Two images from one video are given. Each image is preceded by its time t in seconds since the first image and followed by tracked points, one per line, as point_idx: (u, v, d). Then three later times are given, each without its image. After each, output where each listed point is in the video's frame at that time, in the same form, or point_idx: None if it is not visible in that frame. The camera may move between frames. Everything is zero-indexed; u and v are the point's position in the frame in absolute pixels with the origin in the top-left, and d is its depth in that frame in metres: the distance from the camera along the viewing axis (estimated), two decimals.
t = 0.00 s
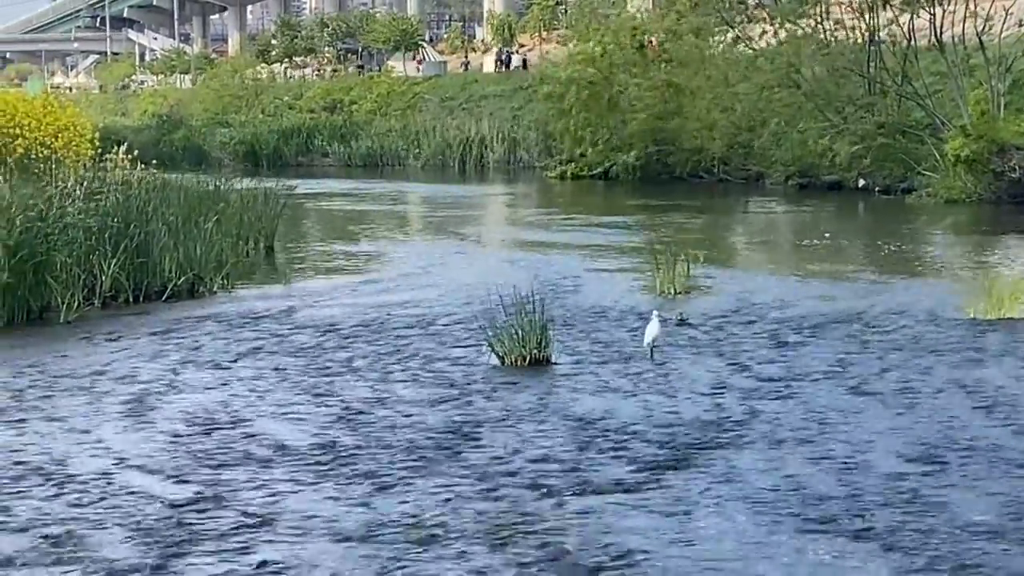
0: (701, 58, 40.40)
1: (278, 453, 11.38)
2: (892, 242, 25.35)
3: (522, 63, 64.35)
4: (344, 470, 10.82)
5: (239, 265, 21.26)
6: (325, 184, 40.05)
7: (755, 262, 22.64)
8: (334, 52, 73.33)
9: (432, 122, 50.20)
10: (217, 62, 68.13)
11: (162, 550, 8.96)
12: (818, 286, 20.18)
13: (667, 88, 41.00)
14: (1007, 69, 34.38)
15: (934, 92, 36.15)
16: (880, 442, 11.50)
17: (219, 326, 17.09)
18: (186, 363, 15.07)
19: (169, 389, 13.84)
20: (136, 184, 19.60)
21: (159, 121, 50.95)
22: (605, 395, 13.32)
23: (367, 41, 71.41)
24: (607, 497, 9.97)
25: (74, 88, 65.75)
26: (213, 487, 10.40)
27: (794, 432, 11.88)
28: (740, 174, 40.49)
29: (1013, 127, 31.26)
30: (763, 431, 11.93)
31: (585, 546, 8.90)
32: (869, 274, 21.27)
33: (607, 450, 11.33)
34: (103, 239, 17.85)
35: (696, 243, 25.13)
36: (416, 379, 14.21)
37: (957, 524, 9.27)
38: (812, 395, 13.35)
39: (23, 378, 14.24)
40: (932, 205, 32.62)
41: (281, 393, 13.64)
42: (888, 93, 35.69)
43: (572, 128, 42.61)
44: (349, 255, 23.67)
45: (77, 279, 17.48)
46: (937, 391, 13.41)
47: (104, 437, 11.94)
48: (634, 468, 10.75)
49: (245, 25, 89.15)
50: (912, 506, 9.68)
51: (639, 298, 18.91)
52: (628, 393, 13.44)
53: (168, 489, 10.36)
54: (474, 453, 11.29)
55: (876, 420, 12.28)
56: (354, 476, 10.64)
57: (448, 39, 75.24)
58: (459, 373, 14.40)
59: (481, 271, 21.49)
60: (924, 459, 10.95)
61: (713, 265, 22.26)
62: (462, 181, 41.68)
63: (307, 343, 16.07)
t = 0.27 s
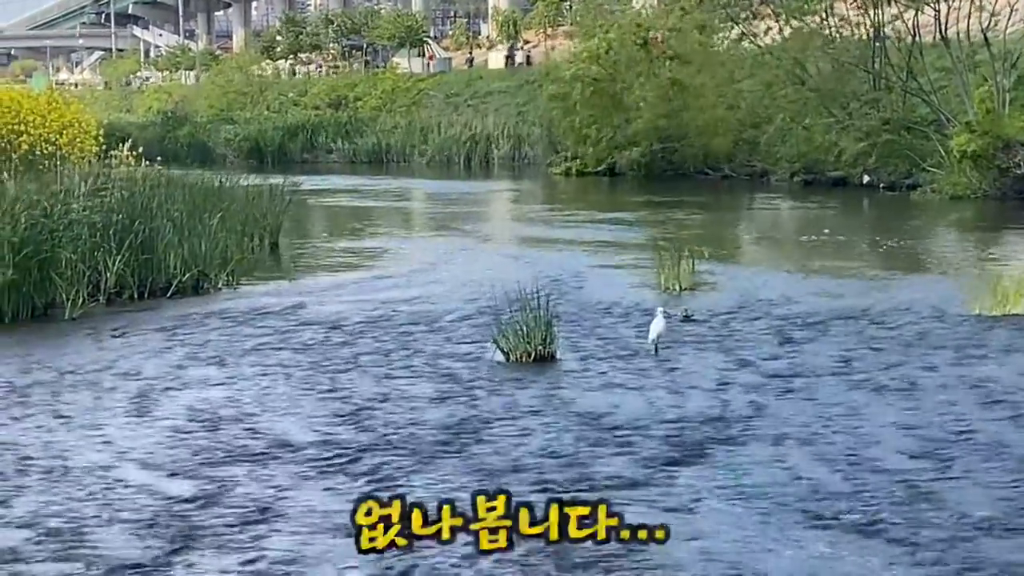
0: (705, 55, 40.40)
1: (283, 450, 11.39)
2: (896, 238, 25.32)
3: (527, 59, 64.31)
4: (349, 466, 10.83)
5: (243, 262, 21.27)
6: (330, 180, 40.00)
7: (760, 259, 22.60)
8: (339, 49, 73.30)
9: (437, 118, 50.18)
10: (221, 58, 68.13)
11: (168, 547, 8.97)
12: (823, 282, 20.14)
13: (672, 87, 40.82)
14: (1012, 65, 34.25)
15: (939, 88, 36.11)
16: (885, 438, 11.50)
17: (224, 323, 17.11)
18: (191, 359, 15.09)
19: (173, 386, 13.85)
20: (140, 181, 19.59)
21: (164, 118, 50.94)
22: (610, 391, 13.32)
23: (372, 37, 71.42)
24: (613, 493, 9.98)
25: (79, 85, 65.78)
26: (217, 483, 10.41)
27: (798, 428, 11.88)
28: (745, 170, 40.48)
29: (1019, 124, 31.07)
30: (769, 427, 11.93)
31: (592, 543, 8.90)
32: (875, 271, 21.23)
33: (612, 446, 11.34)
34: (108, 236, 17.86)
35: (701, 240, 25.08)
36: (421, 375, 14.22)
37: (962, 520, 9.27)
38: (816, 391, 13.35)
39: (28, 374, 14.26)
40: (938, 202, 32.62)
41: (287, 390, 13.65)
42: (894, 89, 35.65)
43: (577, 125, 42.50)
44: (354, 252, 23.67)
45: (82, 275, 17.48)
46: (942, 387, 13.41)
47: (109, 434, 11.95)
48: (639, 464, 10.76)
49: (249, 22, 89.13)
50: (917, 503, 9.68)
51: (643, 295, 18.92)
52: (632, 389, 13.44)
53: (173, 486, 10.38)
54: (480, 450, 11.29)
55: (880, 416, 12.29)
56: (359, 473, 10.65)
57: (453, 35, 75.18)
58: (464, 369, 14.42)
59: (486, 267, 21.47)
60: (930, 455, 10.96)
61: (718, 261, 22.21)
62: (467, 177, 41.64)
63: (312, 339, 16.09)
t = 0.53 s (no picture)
0: (708, 52, 40.36)
1: (287, 446, 11.41)
2: (900, 234, 25.33)
3: (531, 55, 64.28)
4: (354, 462, 10.85)
5: (248, 258, 21.30)
6: (334, 176, 40.01)
7: (764, 254, 22.62)
8: (342, 44, 73.23)
9: (441, 114, 50.18)
10: (225, 55, 68.10)
11: (173, 542, 8.98)
12: (827, 278, 20.14)
13: (674, 85, 40.71)
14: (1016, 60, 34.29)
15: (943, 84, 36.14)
16: (889, 434, 11.51)
17: (229, 319, 17.13)
18: (196, 355, 15.11)
19: (178, 382, 13.86)
20: (144, 176, 19.62)
21: (168, 114, 50.93)
22: (614, 387, 13.33)
23: (375, 33, 71.39)
24: (617, 489, 10.00)
25: (82, 81, 65.75)
26: (222, 479, 10.42)
27: (803, 423, 11.90)
28: (749, 167, 40.49)
29: None
30: (773, 422, 11.93)
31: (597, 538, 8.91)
32: (879, 266, 21.26)
33: (616, 442, 11.36)
34: (112, 232, 17.87)
35: (705, 236, 25.09)
36: (425, 370, 14.24)
37: (966, 515, 9.29)
38: (821, 386, 13.36)
39: (32, 370, 14.27)
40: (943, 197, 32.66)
41: (291, 386, 13.65)
42: (898, 85, 35.66)
43: (580, 121, 42.45)
44: (358, 247, 23.69)
45: (86, 271, 17.49)
46: (946, 382, 13.43)
47: (113, 430, 11.96)
48: (643, 460, 10.77)
49: (253, 18, 89.07)
50: (922, 498, 9.70)
51: (648, 291, 18.93)
52: (637, 385, 13.45)
53: (177, 482, 10.39)
54: (485, 445, 11.29)
55: (884, 412, 12.30)
56: (363, 468, 10.67)
57: (457, 31, 75.13)
58: (469, 364, 14.43)
59: (490, 263, 21.49)
60: (934, 451, 10.97)
61: (721, 257, 22.20)
62: (471, 173, 41.63)
63: (317, 335, 16.10)
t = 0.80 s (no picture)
0: (715, 49, 40.09)
1: (294, 442, 11.42)
2: (905, 230, 25.32)
3: (537, 52, 64.25)
4: (360, 458, 10.86)
5: (254, 255, 21.32)
6: (340, 173, 40.02)
7: (770, 250, 22.62)
8: (349, 41, 73.23)
9: (447, 111, 50.19)
10: (231, 51, 68.12)
11: (179, 538, 8.99)
12: (836, 274, 20.11)
13: (680, 81, 40.78)
14: None
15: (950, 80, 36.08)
16: (895, 430, 11.51)
17: (235, 315, 17.14)
18: (202, 351, 15.12)
19: (184, 378, 13.88)
20: (150, 173, 19.65)
21: (174, 110, 50.96)
22: (621, 384, 13.34)
23: (382, 30, 71.40)
24: (623, 485, 10.00)
25: (89, 77, 65.80)
26: (228, 475, 10.43)
27: (809, 420, 11.90)
28: (755, 163, 40.48)
29: None
30: (781, 419, 11.92)
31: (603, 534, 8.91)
32: (885, 262, 21.25)
33: (623, 438, 11.36)
34: (118, 228, 17.90)
35: (710, 232, 25.09)
36: (432, 367, 14.25)
37: (973, 512, 9.29)
38: (827, 383, 13.37)
39: (38, 366, 14.30)
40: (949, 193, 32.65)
41: (298, 382, 13.67)
42: (905, 81, 35.62)
43: (585, 117, 42.40)
44: (364, 244, 23.72)
45: (92, 267, 17.50)
46: (952, 379, 13.42)
47: (119, 427, 11.97)
48: (650, 457, 10.77)
49: (259, 14, 89.12)
50: (928, 494, 9.70)
51: (654, 287, 18.93)
52: (643, 381, 13.45)
53: (184, 478, 10.40)
54: (492, 442, 11.30)
55: (890, 408, 12.30)
56: (370, 464, 10.68)
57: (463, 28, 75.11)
58: (475, 361, 14.44)
59: (496, 260, 21.50)
60: (941, 447, 10.97)
61: (727, 254, 22.21)
62: (477, 169, 41.64)
63: (323, 332, 16.12)
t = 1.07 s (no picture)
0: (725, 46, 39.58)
1: (304, 441, 11.42)
2: (917, 228, 25.27)
3: (549, 50, 64.25)
4: (371, 456, 10.86)
5: (265, 253, 21.34)
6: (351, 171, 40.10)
7: (781, 248, 22.59)
8: (360, 39, 73.27)
9: (459, 109, 50.20)
10: (243, 50, 68.21)
11: (188, 537, 9.00)
12: (847, 273, 20.07)
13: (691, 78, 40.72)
14: None
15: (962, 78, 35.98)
16: (906, 428, 11.48)
17: (246, 313, 17.15)
18: (212, 350, 15.13)
19: (195, 377, 13.89)
20: (161, 171, 19.68)
21: (186, 108, 51.02)
22: (632, 382, 13.32)
23: (393, 28, 71.47)
24: (633, 484, 9.99)
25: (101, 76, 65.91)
26: (238, 474, 10.44)
27: (820, 418, 11.88)
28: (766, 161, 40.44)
29: None
30: (793, 418, 11.90)
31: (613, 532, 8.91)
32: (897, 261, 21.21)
33: (634, 436, 11.35)
34: (129, 226, 17.93)
35: (722, 230, 25.06)
36: (442, 365, 14.25)
37: (983, 511, 9.27)
38: (837, 381, 13.35)
39: (50, 364, 14.33)
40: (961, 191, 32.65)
41: (308, 380, 13.68)
42: (917, 79, 35.51)
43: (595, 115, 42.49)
44: (375, 241, 23.73)
45: (103, 265, 17.52)
46: (963, 377, 13.39)
47: (129, 425, 11.98)
48: (660, 455, 10.76)
49: (270, 12, 89.23)
50: (939, 493, 9.68)
51: (665, 285, 18.91)
52: (654, 379, 13.43)
53: (193, 477, 10.41)
54: (503, 440, 11.30)
55: (901, 406, 12.28)
56: (380, 463, 10.68)
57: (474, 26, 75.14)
58: (486, 359, 14.44)
59: (507, 258, 21.49)
60: (952, 445, 10.95)
61: (738, 252, 22.19)
62: (487, 168, 41.66)
63: (334, 330, 16.13)
